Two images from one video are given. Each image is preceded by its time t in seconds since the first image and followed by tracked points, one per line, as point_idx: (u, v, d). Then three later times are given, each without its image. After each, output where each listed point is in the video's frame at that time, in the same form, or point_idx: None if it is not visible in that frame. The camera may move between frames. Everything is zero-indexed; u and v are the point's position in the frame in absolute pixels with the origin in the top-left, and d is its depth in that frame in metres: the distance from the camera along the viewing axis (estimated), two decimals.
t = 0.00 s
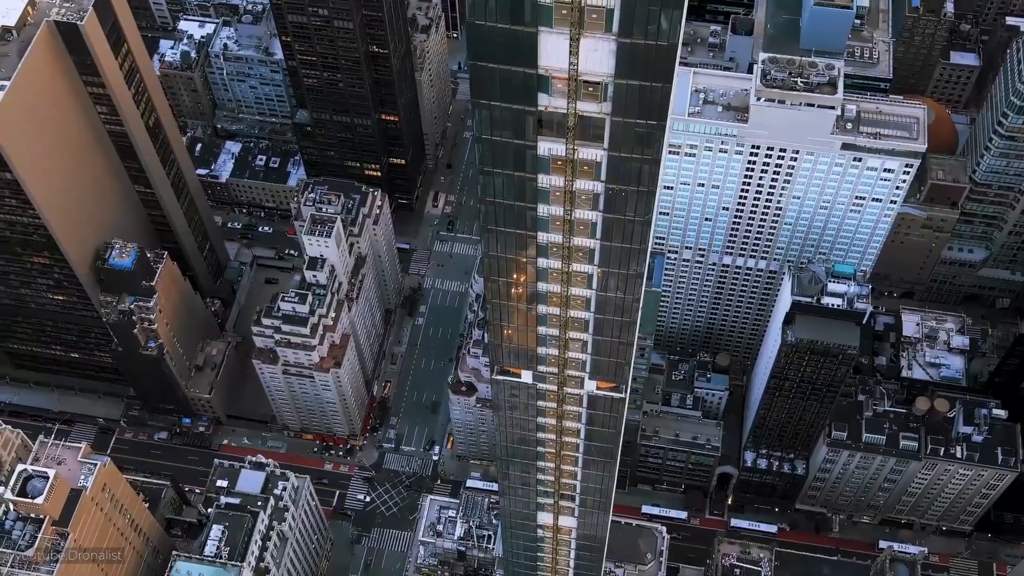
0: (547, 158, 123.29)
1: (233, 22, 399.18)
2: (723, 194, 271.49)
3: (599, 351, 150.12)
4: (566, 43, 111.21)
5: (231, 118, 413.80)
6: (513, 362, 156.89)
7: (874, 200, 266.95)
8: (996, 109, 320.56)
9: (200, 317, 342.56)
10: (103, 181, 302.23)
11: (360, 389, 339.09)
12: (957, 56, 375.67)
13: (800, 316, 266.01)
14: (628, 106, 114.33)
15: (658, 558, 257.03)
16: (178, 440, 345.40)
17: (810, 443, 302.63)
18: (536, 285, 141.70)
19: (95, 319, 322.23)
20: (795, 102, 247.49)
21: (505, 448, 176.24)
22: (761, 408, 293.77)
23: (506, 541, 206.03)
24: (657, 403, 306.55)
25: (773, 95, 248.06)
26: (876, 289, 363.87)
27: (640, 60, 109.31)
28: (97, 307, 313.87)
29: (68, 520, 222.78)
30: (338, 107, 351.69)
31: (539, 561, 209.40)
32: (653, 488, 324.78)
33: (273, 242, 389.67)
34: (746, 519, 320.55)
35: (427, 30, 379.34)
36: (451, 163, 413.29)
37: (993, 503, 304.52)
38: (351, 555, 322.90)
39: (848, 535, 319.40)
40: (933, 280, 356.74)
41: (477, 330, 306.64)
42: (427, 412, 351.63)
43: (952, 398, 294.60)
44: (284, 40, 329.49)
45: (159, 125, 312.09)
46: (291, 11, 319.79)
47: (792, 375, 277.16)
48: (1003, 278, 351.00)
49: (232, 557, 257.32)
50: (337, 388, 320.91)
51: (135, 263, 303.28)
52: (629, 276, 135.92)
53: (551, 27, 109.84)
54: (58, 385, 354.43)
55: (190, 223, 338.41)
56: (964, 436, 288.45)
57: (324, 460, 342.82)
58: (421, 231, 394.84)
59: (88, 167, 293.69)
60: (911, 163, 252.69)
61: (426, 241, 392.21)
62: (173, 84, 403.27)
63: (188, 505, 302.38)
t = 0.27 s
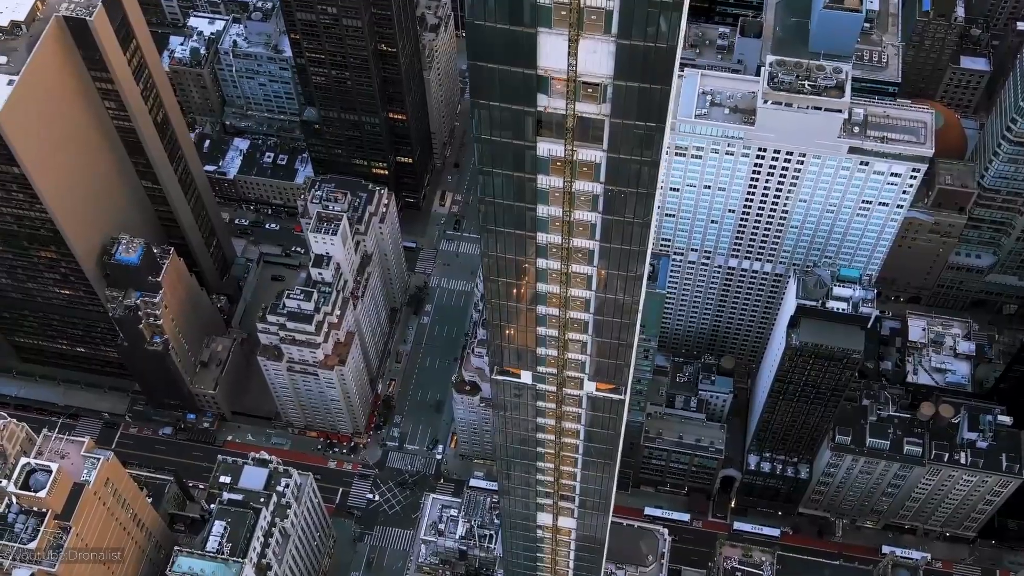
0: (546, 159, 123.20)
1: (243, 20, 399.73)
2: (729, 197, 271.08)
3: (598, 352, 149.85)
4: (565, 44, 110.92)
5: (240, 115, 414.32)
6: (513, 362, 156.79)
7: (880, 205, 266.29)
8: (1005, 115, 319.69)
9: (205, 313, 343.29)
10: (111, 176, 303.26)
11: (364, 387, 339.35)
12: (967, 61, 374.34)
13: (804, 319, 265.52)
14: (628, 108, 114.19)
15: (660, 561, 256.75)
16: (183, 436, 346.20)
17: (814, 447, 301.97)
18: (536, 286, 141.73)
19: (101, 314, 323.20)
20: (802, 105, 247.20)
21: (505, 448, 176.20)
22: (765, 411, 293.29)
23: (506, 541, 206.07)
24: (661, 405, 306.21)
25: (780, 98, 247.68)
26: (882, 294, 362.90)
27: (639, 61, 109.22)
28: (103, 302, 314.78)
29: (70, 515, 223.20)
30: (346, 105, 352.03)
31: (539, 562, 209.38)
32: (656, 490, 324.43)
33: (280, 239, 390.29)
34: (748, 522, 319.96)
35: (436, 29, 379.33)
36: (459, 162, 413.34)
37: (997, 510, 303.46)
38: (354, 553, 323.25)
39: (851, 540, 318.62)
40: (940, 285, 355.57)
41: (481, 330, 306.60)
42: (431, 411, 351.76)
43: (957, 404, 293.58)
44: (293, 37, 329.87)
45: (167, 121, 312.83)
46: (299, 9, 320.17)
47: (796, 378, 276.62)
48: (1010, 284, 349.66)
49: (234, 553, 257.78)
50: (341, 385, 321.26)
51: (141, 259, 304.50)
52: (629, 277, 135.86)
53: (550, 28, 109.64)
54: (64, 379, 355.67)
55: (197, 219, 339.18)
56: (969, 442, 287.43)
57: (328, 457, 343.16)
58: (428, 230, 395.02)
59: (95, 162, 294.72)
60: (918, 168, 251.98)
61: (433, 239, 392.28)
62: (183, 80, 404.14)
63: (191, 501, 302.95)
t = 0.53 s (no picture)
0: (546, 160, 123.07)
1: (252, 17, 400.28)
2: (735, 199, 270.56)
3: (597, 353, 149.69)
4: (565, 46, 110.81)
5: (248, 112, 414.84)
6: (513, 362, 156.77)
7: (887, 209, 265.54)
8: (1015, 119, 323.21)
9: (211, 310, 343.95)
10: (118, 171, 304.06)
11: (368, 385, 339.65)
12: (978, 65, 372.89)
13: (809, 323, 265.09)
14: (628, 110, 114.04)
15: (661, 563, 256.31)
16: (187, 431, 346.95)
17: (818, 451, 301.27)
18: (535, 287, 141.71)
19: (107, 309, 324.02)
20: (808, 109, 246.59)
21: (505, 448, 176.11)
22: (769, 414, 292.81)
23: (505, 541, 206.06)
24: (665, 407, 305.81)
25: (787, 101, 247.25)
26: (889, 298, 361.85)
27: (638, 63, 109.18)
28: (109, 297, 315.62)
29: (72, 508, 224.24)
30: (354, 103, 352.41)
31: (538, 562, 209.36)
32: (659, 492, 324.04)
33: (287, 236, 390.83)
34: (751, 525, 319.43)
35: (445, 28, 379.24)
36: (466, 161, 413.29)
37: (1001, 516, 302.40)
38: (356, 550, 323.64)
39: (854, 544, 317.85)
40: (947, 290, 354.23)
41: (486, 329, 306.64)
42: (435, 410, 351.79)
43: (962, 409, 292.33)
44: (301, 35, 330.39)
45: (175, 117, 313.57)
46: (309, 6, 320.73)
47: (800, 382, 276.17)
48: (1018, 290, 348.26)
49: (236, 549, 258.18)
50: (345, 383, 321.47)
51: (147, 254, 304.19)
52: (630, 278, 135.69)
53: (549, 28, 109.53)
54: (69, 373, 356.74)
55: (204, 215, 339.88)
56: (973, 448, 286.45)
57: (332, 455, 343.50)
58: (435, 229, 394.86)
59: (103, 157, 295.53)
60: (925, 173, 251.13)
61: (439, 238, 392.29)
62: (192, 77, 405.05)
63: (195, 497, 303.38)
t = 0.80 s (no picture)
0: (545, 161, 123.06)
1: (263, 14, 401.05)
2: (742, 202, 270.08)
3: (597, 355, 149.55)
4: (563, 48, 110.67)
5: (258, 109, 415.46)
6: (512, 362, 156.89)
7: (894, 214, 264.60)
8: None
9: (218, 305, 344.76)
10: (127, 166, 305.01)
11: (373, 383, 339.86)
12: (989, 71, 371.12)
13: (814, 327, 264.66)
14: (626, 112, 113.82)
15: (662, 565, 256.06)
16: (192, 426, 347.82)
17: (822, 455, 300.46)
18: (534, 287, 141.68)
19: (114, 303, 325.03)
20: (816, 112, 246.21)
21: (505, 448, 176.10)
22: (773, 418, 292.27)
23: (505, 540, 206.09)
24: (669, 409, 305.51)
25: (795, 105, 247.07)
26: (896, 303, 360.78)
27: (636, 65, 108.99)
28: (116, 292, 316.52)
29: (74, 502, 225.13)
30: (363, 102, 352.87)
31: (538, 563, 209.42)
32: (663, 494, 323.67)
33: (295, 233, 391.45)
34: (755, 529, 318.87)
35: (454, 27, 379.22)
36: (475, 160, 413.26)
37: (1005, 524, 301.23)
38: (359, 548, 324.08)
39: (857, 550, 316.99)
40: (955, 296, 352.67)
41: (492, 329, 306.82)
42: (439, 409, 351.89)
43: (967, 416, 291.15)
44: (311, 33, 331.15)
45: (184, 113, 314.30)
46: (319, 4, 321.34)
47: (804, 387, 275.66)
48: None
49: (238, 544, 258.68)
50: (350, 381, 321.78)
51: (154, 250, 306.21)
52: (630, 280, 135.41)
53: (549, 29, 109.37)
54: (76, 367, 358.07)
55: (211, 211, 340.67)
56: (978, 455, 285.48)
57: (336, 452, 343.91)
58: (442, 229, 394.69)
59: (112, 152, 296.54)
60: (933, 178, 250.03)
61: (447, 237, 392.25)
62: (202, 73, 406.08)
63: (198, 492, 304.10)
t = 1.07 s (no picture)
0: (544, 161, 123.02)
1: (272, 11, 401.43)
2: (747, 204, 269.78)
3: (597, 356, 149.51)
4: (561, 48, 110.66)
5: (265, 106, 415.83)
6: (511, 362, 156.98)
7: (899, 218, 263.93)
8: None
9: (223, 302, 345.34)
10: (133, 163, 305.71)
11: (377, 381, 340.05)
12: (998, 75, 368.98)
13: (818, 330, 264.24)
14: (624, 114, 113.72)
15: (663, 567, 255.81)
16: (196, 423, 348.66)
17: (825, 459, 299.91)
18: (532, 287, 141.62)
19: (119, 299, 325.72)
20: (822, 115, 245.39)
21: (503, 447, 176.01)
22: (776, 421, 291.98)
23: (504, 540, 206.15)
24: (672, 411, 305.25)
25: (801, 107, 245.97)
26: (902, 308, 359.90)
27: (635, 67, 108.95)
28: (121, 287, 317.18)
29: (77, 497, 225.99)
30: (369, 100, 353.12)
31: (536, 563, 209.50)
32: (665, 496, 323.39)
33: (301, 231, 391.90)
34: (757, 532, 318.46)
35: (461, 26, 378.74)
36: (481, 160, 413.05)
37: (1008, 530, 300.35)
38: (361, 546, 324.52)
39: (860, 554, 316.32)
40: (960, 300, 351.59)
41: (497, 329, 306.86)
42: (443, 408, 351.99)
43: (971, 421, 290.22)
44: (319, 31, 331.69)
45: (191, 110, 314.84)
46: (326, 3, 321.85)
47: (808, 390, 275.26)
48: None
49: (239, 541, 258.98)
50: (354, 379, 322.06)
51: (159, 246, 306.07)
52: (629, 281, 135.38)
53: (548, 30, 109.33)
54: (81, 362, 359.06)
55: (217, 208, 341.26)
56: (982, 461, 284.64)
57: (339, 450, 344.22)
58: (448, 228, 394.36)
59: (118, 149, 297.26)
60: (939, 183, 249.34)
61: (452, 237, 392.08)
62: (210, 70, 406.66)
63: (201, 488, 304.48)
